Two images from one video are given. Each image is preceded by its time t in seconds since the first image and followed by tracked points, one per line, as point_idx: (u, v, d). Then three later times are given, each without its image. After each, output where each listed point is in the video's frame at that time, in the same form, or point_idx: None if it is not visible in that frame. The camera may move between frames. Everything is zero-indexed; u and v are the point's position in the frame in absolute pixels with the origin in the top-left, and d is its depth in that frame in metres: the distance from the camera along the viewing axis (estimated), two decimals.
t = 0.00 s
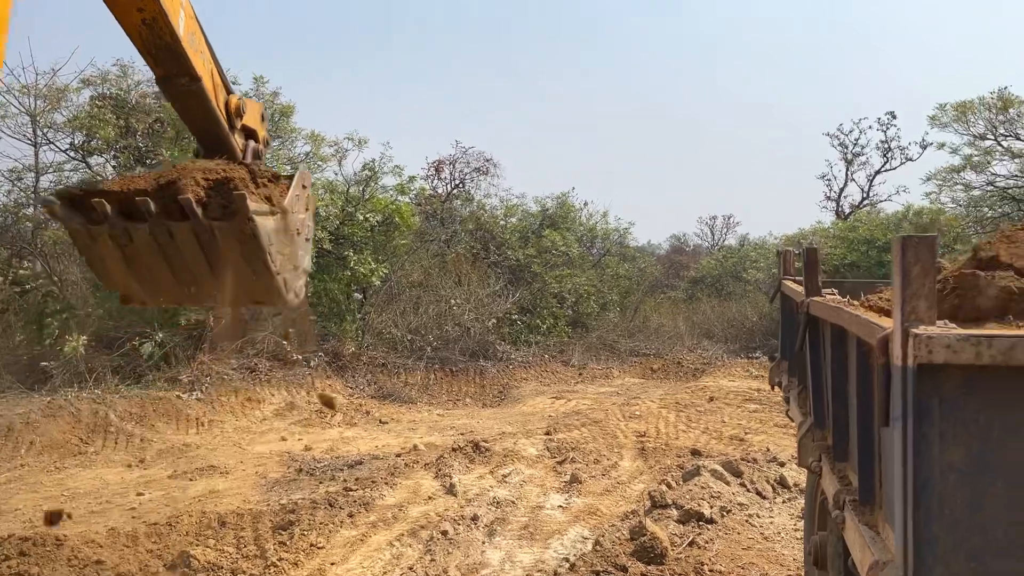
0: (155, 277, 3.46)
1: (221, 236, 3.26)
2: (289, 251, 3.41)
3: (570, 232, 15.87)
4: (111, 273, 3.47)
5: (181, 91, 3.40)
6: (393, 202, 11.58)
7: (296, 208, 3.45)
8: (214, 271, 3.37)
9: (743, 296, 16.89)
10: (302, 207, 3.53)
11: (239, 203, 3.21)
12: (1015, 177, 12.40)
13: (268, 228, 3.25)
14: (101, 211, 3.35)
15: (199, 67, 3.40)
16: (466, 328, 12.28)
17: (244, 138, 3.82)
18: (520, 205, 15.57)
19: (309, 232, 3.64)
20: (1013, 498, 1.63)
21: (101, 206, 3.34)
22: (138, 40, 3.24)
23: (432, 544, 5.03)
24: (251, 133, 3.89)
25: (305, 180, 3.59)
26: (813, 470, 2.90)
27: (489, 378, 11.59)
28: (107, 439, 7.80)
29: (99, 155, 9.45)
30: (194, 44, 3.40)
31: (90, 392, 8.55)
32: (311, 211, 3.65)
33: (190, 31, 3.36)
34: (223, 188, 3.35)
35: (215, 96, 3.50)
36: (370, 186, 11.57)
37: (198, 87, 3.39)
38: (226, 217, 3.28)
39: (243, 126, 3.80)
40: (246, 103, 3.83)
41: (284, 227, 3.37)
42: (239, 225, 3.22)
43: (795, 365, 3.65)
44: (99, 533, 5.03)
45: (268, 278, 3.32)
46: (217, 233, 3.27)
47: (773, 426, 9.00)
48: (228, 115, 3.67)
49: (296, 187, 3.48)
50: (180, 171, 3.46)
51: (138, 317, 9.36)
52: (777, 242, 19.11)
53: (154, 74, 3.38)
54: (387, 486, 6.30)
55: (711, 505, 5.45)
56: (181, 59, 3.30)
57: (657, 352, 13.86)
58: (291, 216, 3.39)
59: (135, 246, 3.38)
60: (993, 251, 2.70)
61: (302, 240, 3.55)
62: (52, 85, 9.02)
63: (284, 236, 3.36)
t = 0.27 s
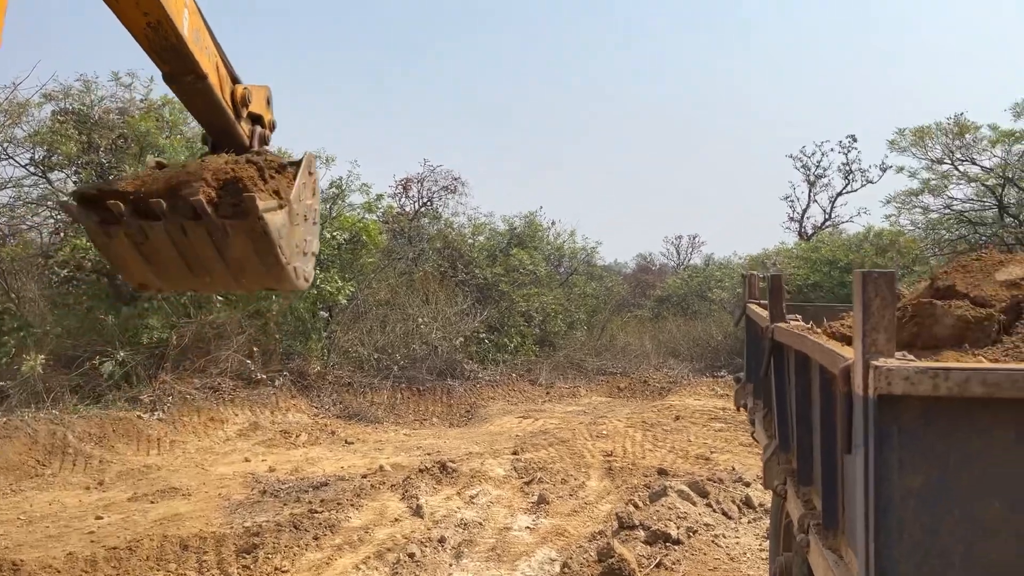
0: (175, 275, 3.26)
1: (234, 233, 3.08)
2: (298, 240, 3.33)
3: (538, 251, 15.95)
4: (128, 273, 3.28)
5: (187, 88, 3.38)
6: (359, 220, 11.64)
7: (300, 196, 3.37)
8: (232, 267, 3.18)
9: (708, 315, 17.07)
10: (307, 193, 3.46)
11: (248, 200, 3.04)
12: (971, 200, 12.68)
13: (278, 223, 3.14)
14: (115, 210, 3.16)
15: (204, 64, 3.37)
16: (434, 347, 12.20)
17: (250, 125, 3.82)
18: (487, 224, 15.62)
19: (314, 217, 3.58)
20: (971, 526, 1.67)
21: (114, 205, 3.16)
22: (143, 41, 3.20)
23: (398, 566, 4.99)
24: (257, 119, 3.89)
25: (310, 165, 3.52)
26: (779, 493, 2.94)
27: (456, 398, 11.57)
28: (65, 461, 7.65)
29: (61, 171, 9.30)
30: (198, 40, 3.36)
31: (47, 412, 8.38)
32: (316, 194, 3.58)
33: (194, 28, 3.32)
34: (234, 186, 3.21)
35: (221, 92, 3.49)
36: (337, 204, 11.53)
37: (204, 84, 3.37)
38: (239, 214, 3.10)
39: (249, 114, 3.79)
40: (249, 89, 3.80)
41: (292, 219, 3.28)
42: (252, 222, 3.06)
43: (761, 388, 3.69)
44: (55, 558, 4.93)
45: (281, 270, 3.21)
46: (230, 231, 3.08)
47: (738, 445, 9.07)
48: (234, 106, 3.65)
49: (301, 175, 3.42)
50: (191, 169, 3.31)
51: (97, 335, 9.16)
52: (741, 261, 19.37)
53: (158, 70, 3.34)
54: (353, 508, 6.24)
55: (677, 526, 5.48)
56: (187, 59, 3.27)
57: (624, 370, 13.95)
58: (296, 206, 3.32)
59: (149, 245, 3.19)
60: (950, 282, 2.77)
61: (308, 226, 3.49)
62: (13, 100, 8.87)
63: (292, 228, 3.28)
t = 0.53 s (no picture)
0: (214, 264, 3.27)
1: (267, 224, 3.06)
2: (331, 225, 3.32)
3: (503, 269, 16.00)
4: (168, 263, 3.29)
5: (218, 78, 3.41)
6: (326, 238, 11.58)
7: (332, 181, 3.36)
8: (267, 257, 3.18)
9: (671, 334, 17.22)
10: (337, 177, 3.45)
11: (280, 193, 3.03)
12: (926, 223, 12.97)
13: (309, 211, 3.11)
14: (153, 204, 3.17)
15: (234, 56, 3.39)
16: (398, 365, 12.20)
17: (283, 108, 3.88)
18: (453, 242, 15.63)
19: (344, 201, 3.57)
20: (935, 546, 1.72)
21: (152, 199, 3.16)
22: (172, 37, 3.18)
23: None
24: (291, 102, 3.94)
25: (339, 149, 3.51)
26: (745, 513, 2.98)
27: (420, 417, 11.55)
28: (18, 481, 7.47)
29: (16, 185, 9.13)
30: (227, 32, 3.35)
31: None
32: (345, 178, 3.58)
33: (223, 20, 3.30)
34: (267, 178, 3.18)
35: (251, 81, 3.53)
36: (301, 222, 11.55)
37: (235, 74, 3.40)
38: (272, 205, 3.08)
39: (279, 95, 3.84)
40: (279, 72, 3.84)
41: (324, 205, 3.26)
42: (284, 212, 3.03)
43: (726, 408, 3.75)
44: None
45: (315, 258, 3.19)
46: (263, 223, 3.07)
47: (700, 464, 9.15)
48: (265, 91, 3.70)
49: (331, 162, 3.40)
50: (224, 161, 3.29)
51: (53, 351, 9.09)
52: (703, 281, 19.61)
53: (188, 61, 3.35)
54: (316, 528, 6.17)
55: (643, 545, 5.51)
56: (218, 55, 3.28)
57: (588, 389, 14.01)
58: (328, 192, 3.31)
59: (186, 237, 3.19)
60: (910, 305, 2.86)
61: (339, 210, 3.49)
62: None
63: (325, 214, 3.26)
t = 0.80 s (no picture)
0: (275, 263, 3.22)
1: (321, 225, 2.96)
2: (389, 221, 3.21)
3: (466, 286, 16.01)
4: (231, 262, 3.26)
5: (273, 77, 3.35)
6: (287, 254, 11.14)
7: (389, 176, 3.27)
8: (326, 257, 3.10)
9: (632, 352, 17.35)
10: (395, 173, 3.35)
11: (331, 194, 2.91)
12: (881, 244, 13.17)
13: (363, 209, 2.99)
14: (209, 205, 3.12)
15: (287, 54, 3.31)
16: (358, 383, 12.11)
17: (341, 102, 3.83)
18: (416, 258, 15.62)
19: (404, 196, 3.48)
20: (890, 561, 1.80)
21: (208, 201, 3.11)
22: (225, 41, 3.09)
23: None
24: (349, 94, 3.88)
25: (395, 143, 3.42)
26: (708, 531, 3.04)
27: (381, 435, 11.51)
28: None
29: None
30: (280, 31, 3.26)
31: None
32: (404, 173, 3.49)
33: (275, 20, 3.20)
34: (319, 177, 3.08)
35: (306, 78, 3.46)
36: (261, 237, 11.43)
37: (288, 72, 3.32)
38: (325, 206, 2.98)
39: (337, 90, 3.76)
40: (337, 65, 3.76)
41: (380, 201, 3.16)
42: (337, 212, 2.92)
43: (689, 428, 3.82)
44: None
45: (371, 255, 3.09)
46: (317, 223, 2.97)
47: (661, 482, 9.22)
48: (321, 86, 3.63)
49: (387, 157, 3.30)
50: (278, 158, 3.19)
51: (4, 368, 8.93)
52: (663, 299, 19.82)
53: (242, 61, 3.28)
54: (276, 548, 6.11)
55: (605, 563, 5.55)
56: (269, 56, 3.21)
57: (550, 407, 14.05)
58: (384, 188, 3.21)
59: (244, 238, 3.14)
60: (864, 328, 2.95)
61: (397, 206, 3.39)
62: None
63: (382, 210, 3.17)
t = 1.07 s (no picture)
0: (352, 262, 3.34)
1: (393, 223, 3.05)
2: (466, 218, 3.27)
3: (428, 302, 16.00)
4: (311, 262, 3.40)
5: (342, 74, 3.42)
6: (246, 268, 10.85)
7: (465, 170, 3.31)
8: (401, 255, 3.19)
9: (593, 368, 17.46)
10: (472, 166, 3.38)
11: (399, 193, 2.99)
12: (836, 264, 13.40)
13: (434, 206, 3.05)
14: (284, 208, 3.25)
15: (354, 49, 3.38)
16: (318, 399, 12.00)
17: (419, 96, 3.90)
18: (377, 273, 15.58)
19: (486, 190, 3.49)
20: None
21: (282, 203, 3.25)
22: (291, 40, 3.18)
23: None
24: (429, 88, 3.96)
25: (471, 136, 3.45)
26: (667, 548, 3.09)
27: (341, 451, 11.45)
28: None
29: None
30: (345, 26, 3.32)
31: None
32: (484, 167, 3.50)
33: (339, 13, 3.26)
34: (389, 176, 3.18)
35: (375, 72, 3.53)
36: (221, 251, 11.28)
37: (357, 67, 3.39)
38: (395, 205, 3.06)
39: (413, 84, 3.84)
40: (411, 59, 3.84)
41: (454, 197, 3.21)
42: (406, 211, 2.99)
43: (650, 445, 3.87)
44: None
45: (445, 252, 3.15)
46: (389, 223, 3.06)
47: (622, 498, 9.28)
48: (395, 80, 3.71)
49: (464, 150, 3.34)
50: (349, 158, 3.31)
51: None
52: (624, 316, 20.00)
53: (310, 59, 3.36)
54: (233, 567, 6.03)
55: None
56: (336, 51, 3.27)
57: (511, 423, 14.08)
58: (458, 182, 3.25)
59: (321, 237, 3.27)
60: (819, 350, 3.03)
61: (478, 202, 3.41)
62: None
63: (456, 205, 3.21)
